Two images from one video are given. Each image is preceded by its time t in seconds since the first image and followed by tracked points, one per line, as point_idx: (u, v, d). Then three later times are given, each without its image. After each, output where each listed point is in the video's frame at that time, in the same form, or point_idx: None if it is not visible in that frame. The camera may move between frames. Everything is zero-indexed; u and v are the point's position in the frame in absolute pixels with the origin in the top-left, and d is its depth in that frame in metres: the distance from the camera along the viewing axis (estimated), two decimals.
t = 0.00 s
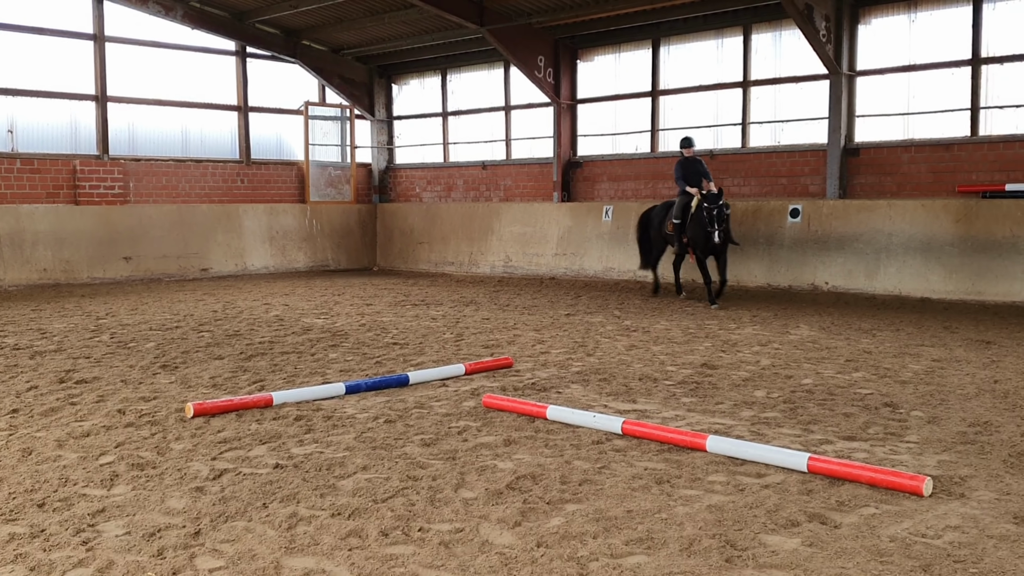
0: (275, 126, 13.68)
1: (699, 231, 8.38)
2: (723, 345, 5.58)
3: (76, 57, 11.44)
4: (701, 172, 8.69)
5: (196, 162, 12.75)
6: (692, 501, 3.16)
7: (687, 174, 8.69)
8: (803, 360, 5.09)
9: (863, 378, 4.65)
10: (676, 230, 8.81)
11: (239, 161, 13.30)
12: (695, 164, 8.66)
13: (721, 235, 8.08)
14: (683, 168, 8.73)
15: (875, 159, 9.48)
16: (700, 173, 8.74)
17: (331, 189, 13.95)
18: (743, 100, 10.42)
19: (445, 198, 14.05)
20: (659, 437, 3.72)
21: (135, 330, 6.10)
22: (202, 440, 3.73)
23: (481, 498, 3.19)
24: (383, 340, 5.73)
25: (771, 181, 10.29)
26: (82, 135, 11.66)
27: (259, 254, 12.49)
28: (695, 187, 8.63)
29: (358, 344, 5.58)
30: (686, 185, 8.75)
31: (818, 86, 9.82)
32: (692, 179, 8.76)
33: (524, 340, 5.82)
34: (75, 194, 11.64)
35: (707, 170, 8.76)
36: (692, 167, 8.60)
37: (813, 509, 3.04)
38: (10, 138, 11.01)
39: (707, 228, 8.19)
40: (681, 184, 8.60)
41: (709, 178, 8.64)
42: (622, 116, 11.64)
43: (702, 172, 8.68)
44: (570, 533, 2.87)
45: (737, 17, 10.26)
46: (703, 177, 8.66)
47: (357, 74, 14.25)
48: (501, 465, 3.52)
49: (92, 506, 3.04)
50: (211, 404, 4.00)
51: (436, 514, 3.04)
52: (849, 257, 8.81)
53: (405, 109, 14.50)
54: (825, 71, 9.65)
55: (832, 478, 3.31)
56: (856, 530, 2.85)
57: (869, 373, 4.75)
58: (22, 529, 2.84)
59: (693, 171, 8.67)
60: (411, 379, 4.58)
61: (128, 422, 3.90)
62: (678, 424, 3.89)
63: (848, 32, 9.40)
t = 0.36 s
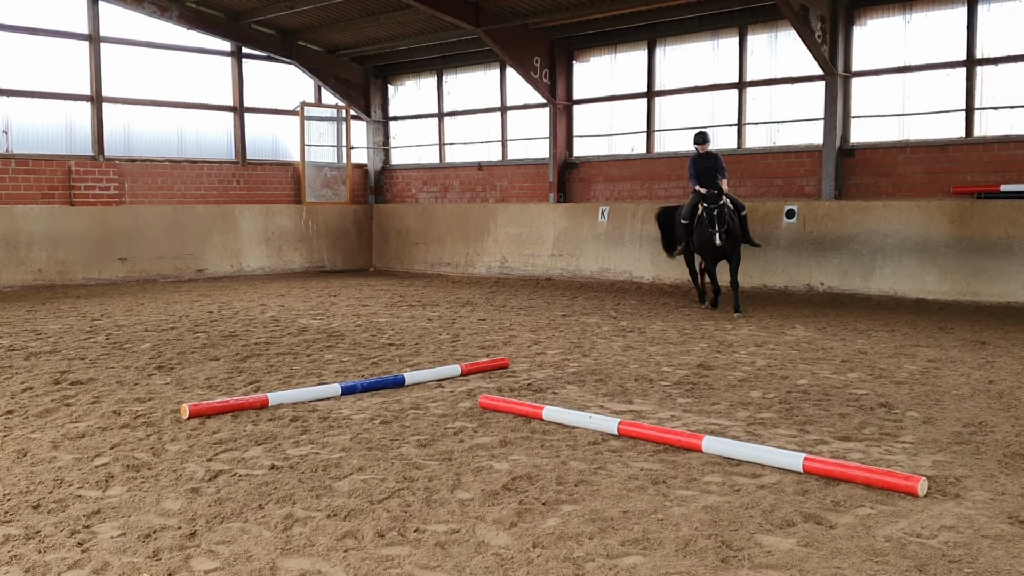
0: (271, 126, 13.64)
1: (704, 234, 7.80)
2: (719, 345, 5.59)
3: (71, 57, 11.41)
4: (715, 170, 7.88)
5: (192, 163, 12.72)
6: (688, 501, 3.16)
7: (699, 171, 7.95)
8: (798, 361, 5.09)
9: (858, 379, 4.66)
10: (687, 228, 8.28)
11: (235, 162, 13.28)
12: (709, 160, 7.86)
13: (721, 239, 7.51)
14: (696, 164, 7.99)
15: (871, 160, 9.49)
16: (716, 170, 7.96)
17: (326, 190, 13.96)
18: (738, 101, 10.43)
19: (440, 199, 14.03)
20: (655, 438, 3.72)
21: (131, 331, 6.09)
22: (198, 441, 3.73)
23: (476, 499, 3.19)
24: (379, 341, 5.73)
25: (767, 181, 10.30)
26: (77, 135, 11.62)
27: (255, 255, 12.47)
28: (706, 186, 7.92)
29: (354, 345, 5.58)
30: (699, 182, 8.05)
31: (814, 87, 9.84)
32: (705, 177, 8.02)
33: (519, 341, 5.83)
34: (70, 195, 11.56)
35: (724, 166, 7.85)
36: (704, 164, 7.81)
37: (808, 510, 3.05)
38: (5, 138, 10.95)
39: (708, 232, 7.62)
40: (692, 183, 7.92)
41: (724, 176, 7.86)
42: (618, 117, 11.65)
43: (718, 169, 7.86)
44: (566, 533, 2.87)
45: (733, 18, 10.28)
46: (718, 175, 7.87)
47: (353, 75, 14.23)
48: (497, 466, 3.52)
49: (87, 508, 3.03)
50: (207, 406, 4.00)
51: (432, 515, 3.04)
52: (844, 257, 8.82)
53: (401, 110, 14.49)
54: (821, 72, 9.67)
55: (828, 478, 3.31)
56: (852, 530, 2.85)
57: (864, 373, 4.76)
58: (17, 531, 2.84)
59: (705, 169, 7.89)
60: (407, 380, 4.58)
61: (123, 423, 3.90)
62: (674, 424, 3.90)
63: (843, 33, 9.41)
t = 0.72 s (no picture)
0: (267, 127, 13.62)
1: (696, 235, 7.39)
2: (715, 347, 5.60)
3: (66, 57, 11.39)
4: (721, 169, 7.57)
5: (187, 164, 12.70)
6: (684, 502, 3.17)
7: (705, 167, 7.67)
8: (794, 362, 5.10)
9: (854, 380, 4.67)
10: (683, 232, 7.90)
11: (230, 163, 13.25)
12: (713, 157, 7.60)
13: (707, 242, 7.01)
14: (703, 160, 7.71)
15: (866, 162, 9.50)
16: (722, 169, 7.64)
17: (322, 190, 13.94)
18: (734, 103, 10.44)
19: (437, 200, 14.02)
20: (651, 439, 3.72)
21: (126, 332, 6.08)
22: (193, 442, 3.72)
23: (472, 500, 3.19)
24: (374, 342, 5.73)
25: (762, 182, 10.31)
26: (73, 136, 11.59)
27: (250, 255, 12.46)
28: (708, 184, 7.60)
29: (349, 346, 5.57)
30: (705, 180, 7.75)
31: (809, 89, 9.86)
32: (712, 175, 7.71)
33: (515, 342, 5.82)
34: (65, 196, 11.50)
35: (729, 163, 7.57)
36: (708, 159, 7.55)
37: (803, 510, 3.05)
38: None
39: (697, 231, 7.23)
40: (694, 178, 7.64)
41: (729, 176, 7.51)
42: (614, 118, 11.66)
43: (723, 166, 7.57)
44: (562, 534, 2.87)
45: (729, 19, 10.29)
46: (723, 172, 7.57)
47: (349, 76, 14.23)
48: (493, 467, 3.52)
49: (82, 509, 3.03)
50: (202, 407, 3.99)
51: (427, 516, 3.04)
52: (839, 259, 8.84)
53: (397, 110, 14.49)
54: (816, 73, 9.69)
55: (823, 479, 3.32)
56: (847, 531, 2.86)
57: (859, 374, 4.77)
58: (12, 532, 2.83)
59: (711, 166, 7.62)
60: (402, 382, 4.58)
61: (118, 424, 3.89)
62: (669, 425, 3.90)
63: (839, 34, 9.43)
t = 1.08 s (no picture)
0: (261, 127, 13.60)
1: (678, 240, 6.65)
2: (710, 348, 5.60)
3: (60, 57, 11.36)
4: (714, 166, 6.98)
5: (182, 164, 12.67)
6: (678, 503, 3.17)
7: (697, 163, 7.09)
8: (789, 362, 5.11)
9: (848, 380, 4.67)
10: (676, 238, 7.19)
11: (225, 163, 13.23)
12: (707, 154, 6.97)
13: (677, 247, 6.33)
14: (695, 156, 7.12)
15: (861, 163, 9.52)
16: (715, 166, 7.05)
17: (316, 191, 13.90)
18: (729, 104, 10.45)
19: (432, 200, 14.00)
20: (646, 440, 3.72)
21: (120, 332, 6.07)
22: (187, 443, 3.71)
23: (467, 501, 3.19)
24: (369, 342, 5.72)
25: (757, 184, 10.32)
26: (67, 136, 11.56)
27: (245, 255, 12.44)
28: (696, 181, 7.00)
29: (344, 347, 5.57)
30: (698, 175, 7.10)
31: (804, 90, 9.87)
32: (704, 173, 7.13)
33: (510, 342, 5.82)
34: (59, 196, 11.49)
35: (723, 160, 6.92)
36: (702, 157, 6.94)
37: (798, 511, 3.05)
38: None
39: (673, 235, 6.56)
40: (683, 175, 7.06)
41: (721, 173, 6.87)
42: (609, 119, 11.66)
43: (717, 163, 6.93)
44: (557, 535, 2.88)
45: (724, 20, 10.30)
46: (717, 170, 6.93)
47: (344, 77, 14.21)
48: (488, 468, 3.51)
49: (75, 510, 3.02)
50: (196, 407, 3.98)
51: (422, 517, 3.04)
52: (834, 259, 8.85)
53: (392, 110, 14.47)
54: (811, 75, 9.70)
55: (818, 480, 3.32)
56: (842, 531, 2.86)
57: (854, 375, 4.78)
58: (5, 533, 2.82)
59: (702, 161, 7.03)
60: (397, 382, 4.58)
61: (112, 425, 3.88)
62: (665, 425, 3.89)
63: (833, 36, 9.45)
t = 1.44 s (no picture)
0: (256, 127, 13.57)
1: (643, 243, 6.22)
2: (705, 349, 5.60)
3: (55, 58, 11.34)
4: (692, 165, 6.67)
5: (177, 164, 12.65)
6: (673, 504, 3.17)
7: (676, 162, 6.82)
8: (784, 363, 5.11)
9: (843, 382, 4.68)
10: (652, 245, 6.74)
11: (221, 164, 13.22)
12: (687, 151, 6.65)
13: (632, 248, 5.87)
14: (675, 155, 6.83)
15: (856, 164, 9.54)
16: (695, 165, 6.74)
17: (312, 192, 13.99)
18: (724, 105, 10.45)
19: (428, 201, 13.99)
20: (641, 441, 3.71)
21: (115, 333, 6.07)
22: (182, 444, 3.70)
23: (462, 503, 3.19)
24: (364, 343, 5.72)
25: (752, 185, 10.33)
26: (62, 137, 11.55)
27: (240, 256, 12.43)
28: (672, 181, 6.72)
29: (339, 348, 5.57)
30: (680, 174, 6.78)
31: (798, 91, 9.87)
32: (683, 171, 6.78)
33: (506, 343, 5.82)
34: (54, 197, 11.48)
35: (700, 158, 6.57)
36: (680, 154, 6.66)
37: (792, 513, 3.06)
38: None
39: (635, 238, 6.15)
40: (662, 174, 6.85)
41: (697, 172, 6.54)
42: (605, 120, 11.66)
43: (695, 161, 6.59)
44: (552, 537, 2.88)
45: (719, 21, 10.30)
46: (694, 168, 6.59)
47: (340, 77, 14.19)
48: (483, 469, 3.50)
49: (70, 511, 3.02)
50: (191, 408, 3.98)
51: (416, 518, 3.04)
52: (829, 260, 8.87)
53: (387, 111, 14.45)
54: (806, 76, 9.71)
55: (812, 481, 3.33)
56: (836, 532, 2.87)
57: (848, 376, 4.78)
58: None
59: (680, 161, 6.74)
60: (392, 383, 4.57)
61: (107, 426, 3.87)
62: (659, 426, 3.89)
63: (828, 38, 9.46)
